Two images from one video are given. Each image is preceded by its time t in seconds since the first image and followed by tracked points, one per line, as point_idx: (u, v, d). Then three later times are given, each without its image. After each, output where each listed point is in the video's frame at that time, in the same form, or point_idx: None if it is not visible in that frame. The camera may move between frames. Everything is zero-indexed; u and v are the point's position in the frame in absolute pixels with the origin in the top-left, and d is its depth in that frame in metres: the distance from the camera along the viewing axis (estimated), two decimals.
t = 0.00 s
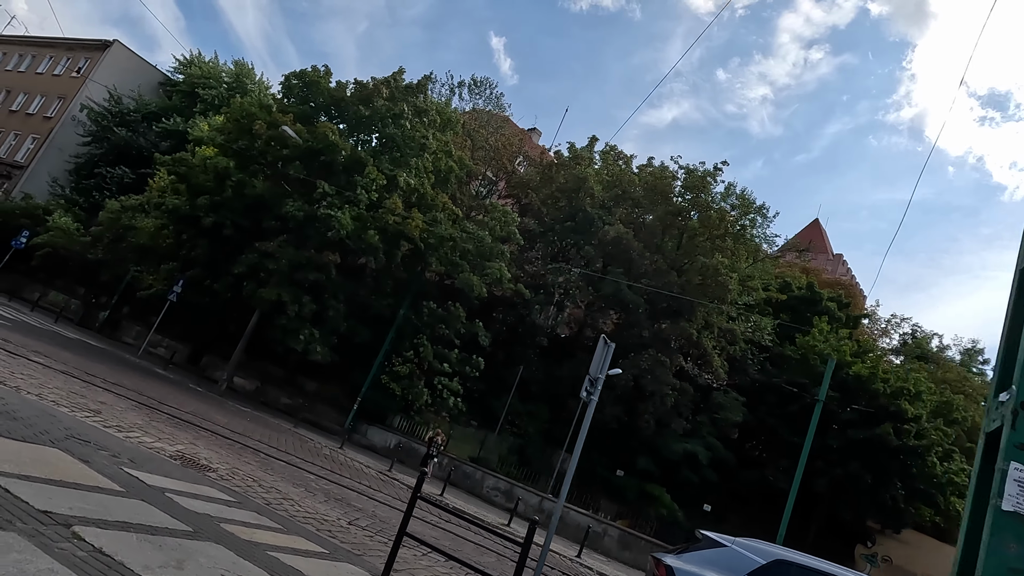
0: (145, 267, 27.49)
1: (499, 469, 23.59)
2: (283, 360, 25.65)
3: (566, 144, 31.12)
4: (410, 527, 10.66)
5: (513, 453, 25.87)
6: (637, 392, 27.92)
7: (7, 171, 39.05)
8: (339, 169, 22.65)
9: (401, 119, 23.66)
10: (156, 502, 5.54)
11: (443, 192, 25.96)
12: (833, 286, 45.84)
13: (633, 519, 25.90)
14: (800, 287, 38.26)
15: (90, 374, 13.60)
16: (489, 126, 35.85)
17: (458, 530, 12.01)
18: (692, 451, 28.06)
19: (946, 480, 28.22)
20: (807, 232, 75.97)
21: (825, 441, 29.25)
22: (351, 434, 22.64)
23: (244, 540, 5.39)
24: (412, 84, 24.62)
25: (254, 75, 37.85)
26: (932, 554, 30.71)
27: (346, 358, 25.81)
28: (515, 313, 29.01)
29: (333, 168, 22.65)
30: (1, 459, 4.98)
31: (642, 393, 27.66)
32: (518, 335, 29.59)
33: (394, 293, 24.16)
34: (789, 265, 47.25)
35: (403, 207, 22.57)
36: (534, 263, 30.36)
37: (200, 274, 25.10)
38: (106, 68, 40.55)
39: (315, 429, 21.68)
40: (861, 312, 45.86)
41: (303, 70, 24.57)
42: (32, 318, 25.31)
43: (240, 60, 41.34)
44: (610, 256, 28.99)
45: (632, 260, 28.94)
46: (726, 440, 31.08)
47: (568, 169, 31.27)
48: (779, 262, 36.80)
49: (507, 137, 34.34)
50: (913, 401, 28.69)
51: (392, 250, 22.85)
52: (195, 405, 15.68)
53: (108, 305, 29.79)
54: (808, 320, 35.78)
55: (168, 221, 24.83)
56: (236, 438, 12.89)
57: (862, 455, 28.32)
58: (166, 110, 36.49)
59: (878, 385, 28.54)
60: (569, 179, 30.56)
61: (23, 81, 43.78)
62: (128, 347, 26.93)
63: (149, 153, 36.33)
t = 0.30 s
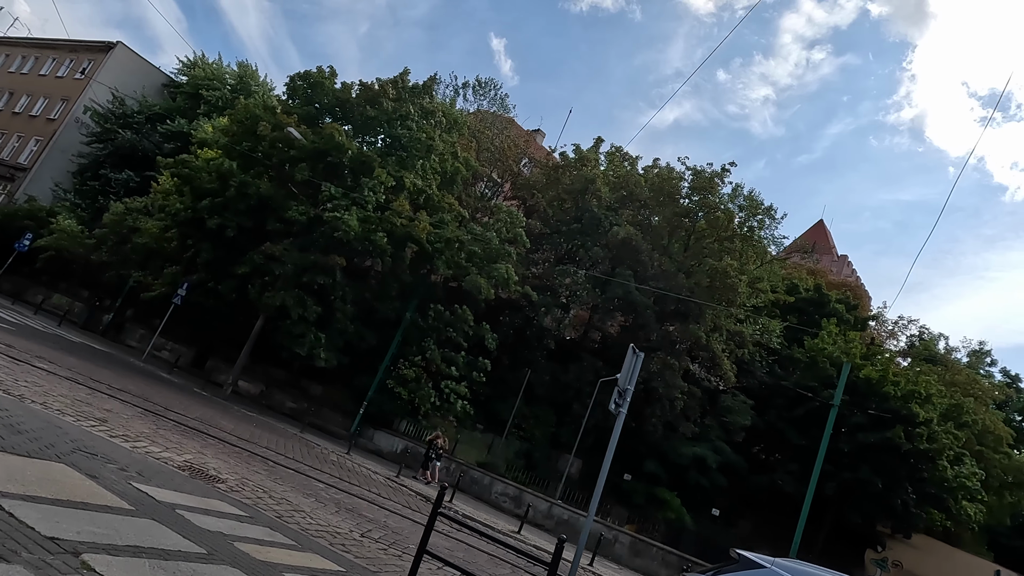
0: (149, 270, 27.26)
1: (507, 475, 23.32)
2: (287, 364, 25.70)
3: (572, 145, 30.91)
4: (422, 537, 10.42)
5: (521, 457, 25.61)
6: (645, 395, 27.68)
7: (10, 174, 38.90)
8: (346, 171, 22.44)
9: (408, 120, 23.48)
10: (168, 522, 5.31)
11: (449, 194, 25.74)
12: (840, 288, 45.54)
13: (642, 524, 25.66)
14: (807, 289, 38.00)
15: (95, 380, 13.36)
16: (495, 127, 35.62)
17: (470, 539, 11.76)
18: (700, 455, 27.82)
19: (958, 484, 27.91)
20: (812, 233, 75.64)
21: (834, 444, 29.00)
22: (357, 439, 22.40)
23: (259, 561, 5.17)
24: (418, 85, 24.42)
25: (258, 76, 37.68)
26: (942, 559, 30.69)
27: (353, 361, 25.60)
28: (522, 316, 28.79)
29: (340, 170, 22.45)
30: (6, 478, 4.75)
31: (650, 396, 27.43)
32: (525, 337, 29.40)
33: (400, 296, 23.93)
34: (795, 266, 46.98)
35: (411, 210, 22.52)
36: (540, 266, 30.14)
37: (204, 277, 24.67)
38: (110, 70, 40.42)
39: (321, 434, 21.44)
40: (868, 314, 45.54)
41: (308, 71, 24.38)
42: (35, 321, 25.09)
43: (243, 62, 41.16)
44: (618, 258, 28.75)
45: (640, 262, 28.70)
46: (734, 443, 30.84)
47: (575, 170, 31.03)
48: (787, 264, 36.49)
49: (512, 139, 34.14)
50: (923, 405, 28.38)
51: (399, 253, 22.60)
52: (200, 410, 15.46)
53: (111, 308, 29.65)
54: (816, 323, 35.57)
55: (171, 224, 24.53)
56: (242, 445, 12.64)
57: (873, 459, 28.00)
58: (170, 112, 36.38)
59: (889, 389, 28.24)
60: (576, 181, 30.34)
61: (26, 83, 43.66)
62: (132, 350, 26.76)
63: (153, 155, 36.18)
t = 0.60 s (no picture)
0: (158, 272, 27.13)
1: (520, 477, 23.13)
2: (297, 367, 25.62)
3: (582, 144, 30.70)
4: (443, 543, 10.22)
5: (533, 460, 25.42)
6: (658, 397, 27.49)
7: (19, 176, 38.92)
8: (357, 172, 22.30)
9: (418, 120, 23.33)
10: (196, 533, 5.12)
11: (460, 194, 25.57)
12: (851, 287, 45.20)
13: (655, 527, 25.42)
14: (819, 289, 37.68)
15: (108, 384, 13.19)
16: (503, 127, 35.44)
17: (489, 545, 11.56)
18: (714, 457, 27.58)
19: (975, 485, 27.59)
20: (820, 232, 75.18)
21: (848, 446, 28.71)
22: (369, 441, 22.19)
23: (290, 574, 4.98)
24: (428, 85, 24.27)
25: (266, 78, 37.58)
26: (957, 562, 30.31)
27: (364, 364, 25.43)
28: (532, 317, 28.58)
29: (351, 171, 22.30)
30: (29, 489, 4.56)
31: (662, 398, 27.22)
32: (536, 339, 29.20)
33: (411, 298, 23.77)
34: (806, 266, 46.66)
35: (423, 211, 22.36)
36: (551, 266, 29.94)
37: (215, 279, 24.44)
38: (118, 72, 40.43)
39: (333, 437, 21.25)
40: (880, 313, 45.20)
41: (317, 71, 24.25)
42: (45, 324, 25.00)
43: (251, 64, 41.13)
44: (630, 258, 28.53)
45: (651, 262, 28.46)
46: (747, 444, 30.59)
47: (585, 170, 30.82)
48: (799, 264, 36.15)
49: (521, 138, 33.96)
50: (939, 405, 28.08)
51: (410, 254, 22.38)
52: (213, 413, 15.28)
53: (121, 311, 29.58)
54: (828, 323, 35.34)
55: (181, 226, 24.28)
56: (257, 450, 12.45)
57: (888, 461, 27.68)
58: (179, 114, 36.33)
59: (904, 389, 27.93)
60: (586, 180, 30.14)
61: (35, 86, 43.74)
62: (142, 353, 26.66)
63: (162, 158, 36.13)
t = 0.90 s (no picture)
0: (167, 277, 27.02)
1: (533, 483, 22.90)
2: (307, 372, 25.42)
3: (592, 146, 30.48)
4: (464, 557, 10.04)
5: (545, 465, 25.17)
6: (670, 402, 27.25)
7: (27, 181, 38.90)
8: (368, 176, 22.13)
9: (429, 122, 23.16)
10: (222, 560, 4.91)
11: (470, 197, 25.38)
12: (863, 289, 44.81)
13: (668, 533, 25.15)
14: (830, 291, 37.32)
15: (119, 393, 12.99)
16: (511, 129, 35.25)
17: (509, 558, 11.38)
18: (727, 462, 27.29)
19: (993, 490, 27.28)
20: (829, 232, 74.62)
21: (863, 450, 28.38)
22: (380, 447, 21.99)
23: None
24: (438, 87, 24.10)
25: (273, 81, 37.47)
26: (972, 569, 30.09)
27: (374, 369, 25.21)
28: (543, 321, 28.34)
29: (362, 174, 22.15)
30: (48, 517, 4.34)
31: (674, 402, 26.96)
32: (547, 342, 28.95)
33: (422, 303, 23.57)
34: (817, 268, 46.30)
35: (434, 215, 22.23)
36: (561, 270, 29.71)
37: (224, 284, 24.22)
38: (125, 77, 40.40)
39: (344, 443, 21.04)
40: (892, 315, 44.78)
41: (326, 74, 24.11)
42: (54, 330, 24.88)
43: (258, 67, 41.11)
44: (641, 261, 28.29)
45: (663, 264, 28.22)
46: (760, 449, 30.27)
47: (595, 173, 30.59)
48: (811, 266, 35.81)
49: (530, 140, 33.74)
50: (955, 409, 27.82)
51: (422, 258, 22.34)
52: (225, 422, 15.08)
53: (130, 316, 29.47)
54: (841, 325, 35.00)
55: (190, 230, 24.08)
56: (272, 460, 12.24)
57: (904, 465, 27.35)
58: (186, 117, 36.26)
59: (919, 393, 27.61)
60: (597, 183, 29.91)
61: (42, 90, 43.77)
62: (151, 358, 26.52)
63: (169, 162, 36.04)
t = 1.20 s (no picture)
0: (176, 281, 26.92)
1: (545, 489, 22.66)
2: (317, 377, 25.25)
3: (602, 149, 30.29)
4: (486, 567, 9.81)
5: (557, 470, 24.94)
6: (683, 406, 27.00)
7: (36, 186, 38.92)
8: (379, 179, 22.00)
9: (440, 124, 23.03)
10: None
11: (481, 199, 25.22)
12: (874, 291, 44.44)
13: (682, 539, 24.86)
14: (842, 294, 36.97)
15: (130, 398, 12.80)
16: (520, 132, 35.08)
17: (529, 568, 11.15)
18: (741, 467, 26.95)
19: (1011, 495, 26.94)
20: (837, 234, 74.13)
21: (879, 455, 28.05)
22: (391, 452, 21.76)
23: None
24: (449, 90, 23.97)
25: (282, 85, 37.43)
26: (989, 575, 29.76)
27: (384, 374, 25.01)
28: (554, 325, 28.11)
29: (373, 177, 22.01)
30: (68, 532, 4.15)
31: (687, 407, 26.69)
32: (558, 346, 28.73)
33: (433, 306, 23.38)
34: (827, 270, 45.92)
35: (445, 218, 22.11)
36: (572, 273, 29.48)
37: (234, 288, 24.07)
38: (134, 82, 40.48)
39: (355, 449, 20.84)
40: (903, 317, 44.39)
41: (336, 77, 23.99)
42: (64, 334, 24.80)
43: (267, 71, 41.16)
44: (653, 263, 28.06)
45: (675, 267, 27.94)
46: (773, 454, 29.97)
47: (605, 175, 30.38)
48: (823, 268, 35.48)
49: (539, 143, 33.57)
50: (972, 412, 27.55)
51: (434, 261, 22.24)
52: (237, 427, 14.91)
53: (139, 321, 29.38)
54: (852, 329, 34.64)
55: (201, 234, 23.96)
56: (285, 467, 12.02)
57: (921, 471, 27.00)
58: (194, 121, 36.23)
59: (935, 396, 27.28)
60: (608, 185, 29.71)
61: (51, 95, 43.86)
62: (160, 363, 26.41)
63: (177, 166, 36.00)
